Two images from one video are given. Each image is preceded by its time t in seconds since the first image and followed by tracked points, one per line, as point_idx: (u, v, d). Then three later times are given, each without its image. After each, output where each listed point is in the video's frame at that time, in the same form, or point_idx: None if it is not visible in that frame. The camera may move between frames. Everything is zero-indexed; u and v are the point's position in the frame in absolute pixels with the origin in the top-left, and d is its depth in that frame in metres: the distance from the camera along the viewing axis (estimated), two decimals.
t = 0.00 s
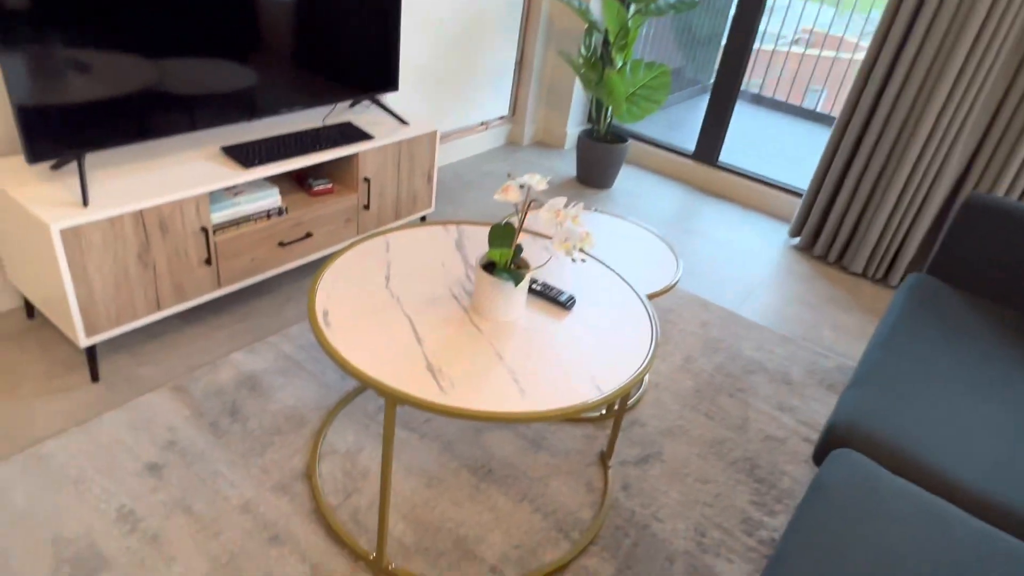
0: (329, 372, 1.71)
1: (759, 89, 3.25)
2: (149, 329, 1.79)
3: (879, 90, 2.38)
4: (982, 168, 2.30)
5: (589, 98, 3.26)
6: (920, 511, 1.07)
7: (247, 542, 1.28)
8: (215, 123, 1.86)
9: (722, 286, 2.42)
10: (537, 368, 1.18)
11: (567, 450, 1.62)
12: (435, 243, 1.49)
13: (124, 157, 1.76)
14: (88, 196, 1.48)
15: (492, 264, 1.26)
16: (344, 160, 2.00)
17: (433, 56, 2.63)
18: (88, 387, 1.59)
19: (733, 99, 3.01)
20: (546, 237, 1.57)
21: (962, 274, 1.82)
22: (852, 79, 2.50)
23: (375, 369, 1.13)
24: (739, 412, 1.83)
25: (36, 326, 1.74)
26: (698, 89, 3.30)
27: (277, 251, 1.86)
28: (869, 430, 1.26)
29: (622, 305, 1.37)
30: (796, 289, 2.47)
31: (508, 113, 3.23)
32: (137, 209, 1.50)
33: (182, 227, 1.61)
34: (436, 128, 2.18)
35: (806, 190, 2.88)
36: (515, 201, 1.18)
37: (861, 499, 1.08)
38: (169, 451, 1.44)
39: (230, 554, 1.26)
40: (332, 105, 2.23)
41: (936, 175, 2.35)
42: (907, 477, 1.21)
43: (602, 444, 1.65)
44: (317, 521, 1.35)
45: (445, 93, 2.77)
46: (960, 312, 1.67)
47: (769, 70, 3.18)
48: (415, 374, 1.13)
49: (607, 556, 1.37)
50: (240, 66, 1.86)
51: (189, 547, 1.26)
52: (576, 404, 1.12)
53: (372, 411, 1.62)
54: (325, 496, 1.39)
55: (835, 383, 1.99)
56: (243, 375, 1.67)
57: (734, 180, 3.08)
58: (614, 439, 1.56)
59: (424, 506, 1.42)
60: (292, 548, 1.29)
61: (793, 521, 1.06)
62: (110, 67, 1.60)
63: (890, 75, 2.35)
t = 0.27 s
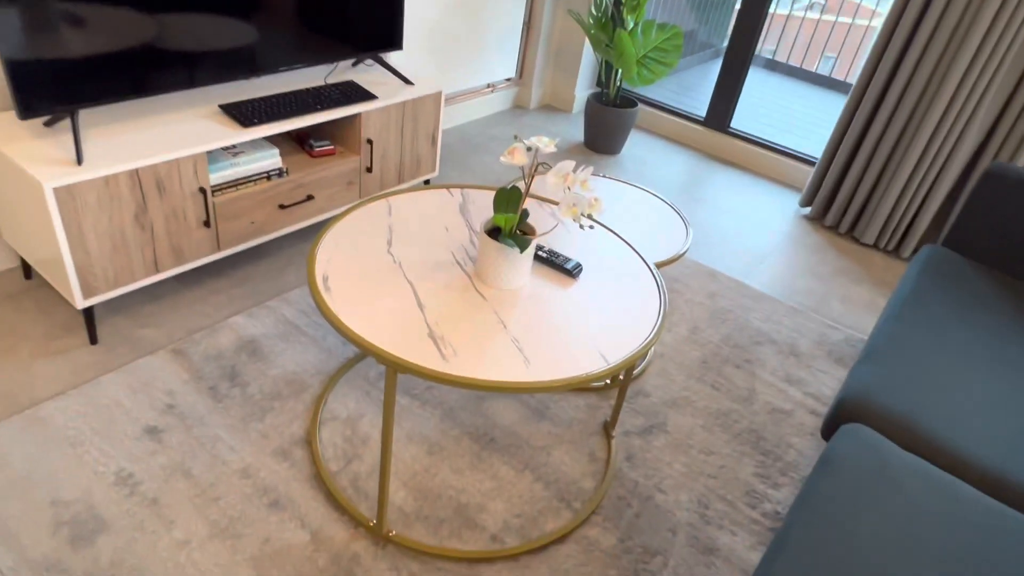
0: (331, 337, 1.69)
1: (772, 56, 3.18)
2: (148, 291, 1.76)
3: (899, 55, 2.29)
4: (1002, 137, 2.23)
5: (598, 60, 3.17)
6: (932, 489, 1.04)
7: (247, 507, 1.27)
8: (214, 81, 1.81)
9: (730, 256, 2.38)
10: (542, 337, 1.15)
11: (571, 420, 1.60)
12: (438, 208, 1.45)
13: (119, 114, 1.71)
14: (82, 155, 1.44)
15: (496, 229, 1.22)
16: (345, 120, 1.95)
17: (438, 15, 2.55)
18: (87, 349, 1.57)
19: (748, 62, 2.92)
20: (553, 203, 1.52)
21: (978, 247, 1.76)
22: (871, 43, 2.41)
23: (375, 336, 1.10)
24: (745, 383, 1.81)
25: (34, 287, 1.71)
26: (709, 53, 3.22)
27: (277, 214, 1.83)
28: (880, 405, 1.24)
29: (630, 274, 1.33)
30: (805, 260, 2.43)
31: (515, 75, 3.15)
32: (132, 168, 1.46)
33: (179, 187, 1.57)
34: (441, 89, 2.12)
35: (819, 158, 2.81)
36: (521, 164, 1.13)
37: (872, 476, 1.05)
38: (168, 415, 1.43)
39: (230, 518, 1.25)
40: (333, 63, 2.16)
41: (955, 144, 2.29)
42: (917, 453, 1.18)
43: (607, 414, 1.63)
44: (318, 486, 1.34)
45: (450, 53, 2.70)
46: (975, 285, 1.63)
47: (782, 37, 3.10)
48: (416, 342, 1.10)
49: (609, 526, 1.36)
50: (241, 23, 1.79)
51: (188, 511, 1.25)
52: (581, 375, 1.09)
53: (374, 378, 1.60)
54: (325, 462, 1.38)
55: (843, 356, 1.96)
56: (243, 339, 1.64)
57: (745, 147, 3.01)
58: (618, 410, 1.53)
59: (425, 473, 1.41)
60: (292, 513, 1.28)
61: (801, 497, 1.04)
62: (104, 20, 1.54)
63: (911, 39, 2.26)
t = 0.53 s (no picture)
0: (310, 315, 1.66)
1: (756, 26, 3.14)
2: (119, 269, 1.71)
3: (883, 27, 2.28)
4: (984, 110, 2.23)
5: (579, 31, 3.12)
6: (915, 463, 1.05)
7: (226, 490, 1.25)
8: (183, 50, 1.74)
9: (713, 230, 2.37)
10: (526, 315, 1.13)
11: (554, 396, 1.59)
12: (419, 182, 1.41)
13: (83, 84, 1.64)
14: (45, 127, 1.37)
15: (479, 204, 1.19)
16: (322, 92, 1.89)
17: None
18: (56, 330, 1.52)
19: (731, 34, 2.89)
20: (536, 177, 1.49)
21: (959, 221, 1.76)
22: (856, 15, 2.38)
23: (356, 315, 1.07)
24: (728, 358, 1.81)
25: None
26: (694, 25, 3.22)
27: (252, 189, 1.77)
28: (862, 380, 1.24)
29: (615, 250, 1.31)
30: (787, 234, 2.43)
31: (495, 46, 3.09)
32: (99, 141, 1.40)
33: (149, 162, 1.51)
34: (420, 59, 2.06)
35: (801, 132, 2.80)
36: (505, 136, 1.10)
37: (858, 452, 1.05)
38: (142, 396, 1.39)
39: (209, 501, 1.22)
40: (308, 32, 2.09)
41: (937, 118, 2.29)
42: (899, 428, 1.18)
43: (590, 390, 1.62)
44: (299, 467, 1.31)
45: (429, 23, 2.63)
46: (956, 259, 1.63)
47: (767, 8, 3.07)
48: (398, 320, 1.07)
49: (593, 503, 1.36)
50: None
51: (166, 495, 1.22)
52: (567, 354, 1.07)
53: (354, 356, 1.58)
54: (306, 442, 1.36)
55: (825, 330, 1.97)
56: (219, 318, 1.60)
57: (727, 120, 2.99)
58: (602, 386, 1.52)
59: (408, 453, 1.39)
60: (273, 496, 1.25)
61: (787, 473, 1.04)
62: None
63: (895, 11, 2.24)
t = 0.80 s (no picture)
0: (281, 281, 1.61)
1: None
2: (77, 238, 1.63)
3: None
4: (956, 59, 2.22)
5: None
6: (894, 414, 1.06)
7: (203, 462, 1.22)
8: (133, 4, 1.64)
9: (688, 185, 2.35)
10: (507, 277, 1.10)
11: (534, 357, 1.58)
12: (391, 140, 1.36)
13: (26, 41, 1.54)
14: None
15: (455, 163, 1.15)
16: (284, 47, 1.80)
17: None
18: (14, 303, 1.45)
19: None
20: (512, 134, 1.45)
21: (932, 171, 1.77)
22: None
23: (331, 282, 1.03)
24: (705, 314, 1.81)
25: None
26: None
27: (215, 151, 1.70)
28: (840, 332, 1.24)
29: (594, 207, 1.28)
30: (761, 188, 2.42)
31: None
32: (47, 102, 1.32)
33: (103, 124, 1.44)
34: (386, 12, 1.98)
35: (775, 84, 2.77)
36: (480, 91, 1.06)
37: (839, 405, 1.06)
38: (110, 370, 1.34)
39: (186, 475, 1.20)
40: None
41: (909, 66, 2.27)
42: (877, 378, 1.20)
43: (570, 349, 1.62)
44: (277, 437, 1.29)
45: None
46: (930, 209, 1.64)
47: None
48: (375, 285, 1.04)
49: (576, 462, 1.36)
50: None
51: (139, 470, 1.19)
52: (549, 316, 1.05)
53: (329, 322, 1.54)
54: (283, 411, 1.33)
55: (800, 283, 1.98)
56: (187, 286, 1.55)
57: (700, 73, 2.94)
58: (582, 345, 1.51)
59: (389, 418, 1.37)
60: (252, 466, 1.23)
61: (770, 428, 1.04)
62: None
63: None
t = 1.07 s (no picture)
0: (231, 257, 1.54)
1: None
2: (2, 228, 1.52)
3: None
4: None
5: None
6: (860, 342, 1.09)
7: (170, 452, 1.17)
8: None
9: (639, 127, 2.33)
10: (470, 236, 1.07)
11: (501, 313, 1.56)
12: (334, 100, 1.29)
13: None
14: None
15: (407, 120, 1.10)
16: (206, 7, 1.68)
17: None
18: None
19: None
20: (461, 87, 1.40)
21: (877, 97, 1.78)
22: None
23: (286, 254, 0.98)
24: (666, 256, 1.82)
25: None
26: None
27: (143, 123, 1.59)
28: (802, 265, 1.26)
29: (552, 156, 1.25)
30: (711, 125, 2.42)
31: None
32: None
33: (16, 102, 1.32)
34: None
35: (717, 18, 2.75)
36: (427, 43, 1.00)
37: (807, 339, 1.08)
38: (57, 365, 1.27)
39: (153, 467, 1.15)
40: None
41: None
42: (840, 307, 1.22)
43: (536, 303, 1.60)
44: (245, 419, 1.25)
45: None
46: (878, 136, 1.66)
47: None
48: (334, 256, 0.99)
49: (552, 415, 1.36)
50: None
51: (103, 467, 1.14)
52: (518, 272, 1.03)
53: (287, 295, 1.49)
54: (249, 392, 1.28)
55: (755, 218, 2.00)
56: (130, 270, 1.46)
57: (641, 12, 2.89)
58: (548, 298, 1.50)
59: (359, 389, 1.34)
60: (223, 451, 1.19)
61: (743, 367, 1.06)
62: None
63: None
